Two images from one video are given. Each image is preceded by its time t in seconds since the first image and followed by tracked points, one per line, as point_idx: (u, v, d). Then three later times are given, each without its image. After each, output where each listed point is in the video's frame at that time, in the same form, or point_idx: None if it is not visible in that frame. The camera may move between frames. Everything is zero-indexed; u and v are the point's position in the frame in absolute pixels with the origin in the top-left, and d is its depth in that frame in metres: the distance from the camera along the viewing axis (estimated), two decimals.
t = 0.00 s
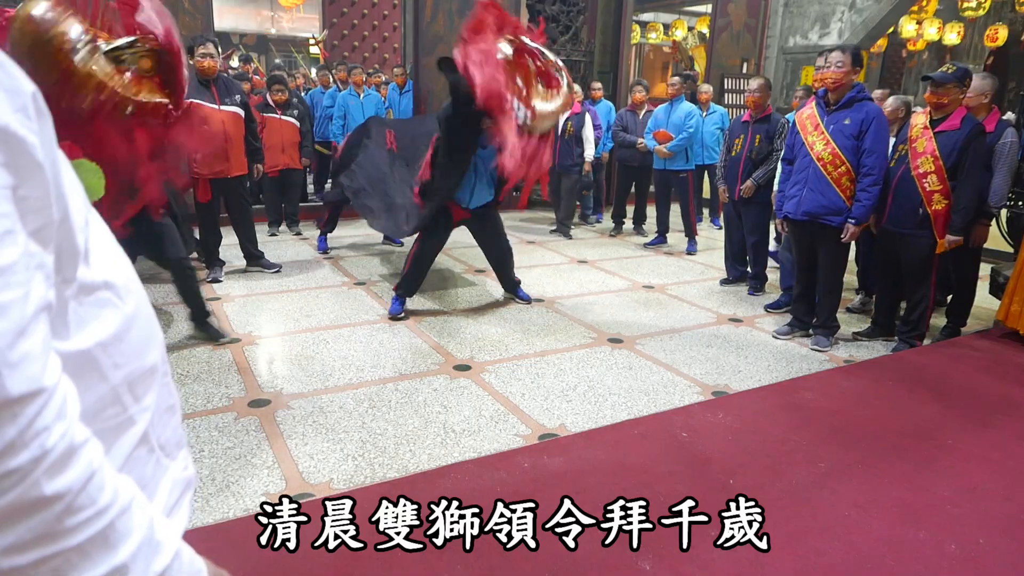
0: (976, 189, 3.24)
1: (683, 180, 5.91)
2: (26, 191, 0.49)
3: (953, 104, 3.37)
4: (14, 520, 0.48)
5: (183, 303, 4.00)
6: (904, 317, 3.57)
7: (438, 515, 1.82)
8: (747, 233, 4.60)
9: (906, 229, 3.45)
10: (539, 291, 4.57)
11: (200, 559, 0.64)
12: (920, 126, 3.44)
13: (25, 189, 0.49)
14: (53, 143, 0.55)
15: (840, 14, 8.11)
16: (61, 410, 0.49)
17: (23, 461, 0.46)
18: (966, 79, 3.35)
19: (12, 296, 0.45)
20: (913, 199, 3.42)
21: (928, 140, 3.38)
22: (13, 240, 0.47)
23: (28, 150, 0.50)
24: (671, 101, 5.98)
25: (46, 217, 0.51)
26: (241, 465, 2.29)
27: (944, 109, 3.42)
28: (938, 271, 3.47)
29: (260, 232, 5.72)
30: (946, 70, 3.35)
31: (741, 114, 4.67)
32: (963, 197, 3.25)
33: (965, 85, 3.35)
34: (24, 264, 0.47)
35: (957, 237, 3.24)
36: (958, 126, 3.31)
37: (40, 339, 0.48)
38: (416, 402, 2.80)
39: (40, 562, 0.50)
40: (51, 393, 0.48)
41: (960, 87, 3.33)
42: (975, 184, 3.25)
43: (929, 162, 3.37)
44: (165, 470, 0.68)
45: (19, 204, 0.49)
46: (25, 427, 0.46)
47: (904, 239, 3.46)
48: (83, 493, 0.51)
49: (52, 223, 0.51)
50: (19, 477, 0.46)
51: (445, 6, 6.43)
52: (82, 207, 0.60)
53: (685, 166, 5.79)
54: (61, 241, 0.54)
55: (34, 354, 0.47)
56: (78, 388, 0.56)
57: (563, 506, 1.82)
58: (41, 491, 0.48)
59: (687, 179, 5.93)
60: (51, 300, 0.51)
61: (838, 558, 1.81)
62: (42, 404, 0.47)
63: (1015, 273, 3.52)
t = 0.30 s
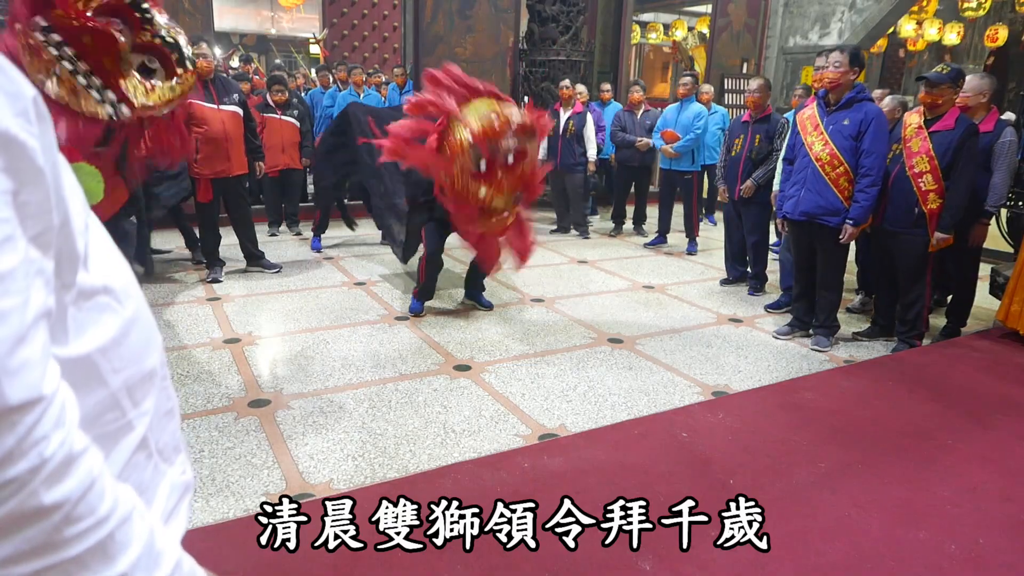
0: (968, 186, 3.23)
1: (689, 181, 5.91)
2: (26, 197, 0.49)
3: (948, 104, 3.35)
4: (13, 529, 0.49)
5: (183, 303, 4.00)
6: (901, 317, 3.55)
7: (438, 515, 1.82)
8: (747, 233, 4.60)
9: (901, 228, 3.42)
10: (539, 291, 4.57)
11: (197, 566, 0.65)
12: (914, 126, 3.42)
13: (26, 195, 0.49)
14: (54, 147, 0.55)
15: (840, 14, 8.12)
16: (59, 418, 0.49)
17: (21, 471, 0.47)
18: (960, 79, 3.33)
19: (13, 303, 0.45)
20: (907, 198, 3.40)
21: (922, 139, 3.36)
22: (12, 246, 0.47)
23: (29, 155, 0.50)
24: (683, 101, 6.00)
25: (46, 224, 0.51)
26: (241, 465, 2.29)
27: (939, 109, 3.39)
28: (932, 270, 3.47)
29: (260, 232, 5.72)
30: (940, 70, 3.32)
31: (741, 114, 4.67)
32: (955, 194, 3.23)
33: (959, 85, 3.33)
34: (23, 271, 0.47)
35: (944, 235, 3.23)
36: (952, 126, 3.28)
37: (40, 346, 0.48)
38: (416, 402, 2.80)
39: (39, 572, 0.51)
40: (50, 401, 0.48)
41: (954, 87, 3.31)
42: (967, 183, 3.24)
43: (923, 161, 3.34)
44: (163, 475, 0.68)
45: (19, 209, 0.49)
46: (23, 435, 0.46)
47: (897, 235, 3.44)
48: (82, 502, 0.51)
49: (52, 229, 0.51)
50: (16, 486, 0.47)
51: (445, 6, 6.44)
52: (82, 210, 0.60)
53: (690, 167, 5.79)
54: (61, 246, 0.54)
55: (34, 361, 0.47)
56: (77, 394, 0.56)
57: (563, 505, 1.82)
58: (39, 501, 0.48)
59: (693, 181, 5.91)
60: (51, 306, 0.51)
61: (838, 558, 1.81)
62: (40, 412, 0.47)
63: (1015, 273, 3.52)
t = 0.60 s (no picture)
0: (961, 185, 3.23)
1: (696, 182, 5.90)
2: (24, 204, 0.50)
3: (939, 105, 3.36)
4: (9, 536, 0.49)
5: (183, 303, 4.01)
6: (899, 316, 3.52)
7: (438, 515, 1.82)
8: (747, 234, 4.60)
9: (898, 227, 3.39)
10: (539, 291, 4.57)
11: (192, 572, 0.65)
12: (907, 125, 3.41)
13: (24, 203, 0.50)
14: (51, 153, 0.55)
15: (840, 14, 8.12)
16: (55, 426, 0.49)
17: (16, 479, 0.47)
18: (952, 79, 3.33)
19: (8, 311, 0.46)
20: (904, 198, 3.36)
21: (916, 139, 3.35)
22: (11, 253, 0.47)
23: (28, 162, 0.50)
24: (694, 102, 5.98)
25: (43, 230, 0.51)
26: (241, 466, 2.30)
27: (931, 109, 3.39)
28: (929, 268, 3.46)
29: (260, 233, 5.72)
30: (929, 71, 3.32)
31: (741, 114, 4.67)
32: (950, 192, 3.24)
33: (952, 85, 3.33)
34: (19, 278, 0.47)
35: (941, 232, 3.24)
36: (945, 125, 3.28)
37: (37, 355, 0.48)
38: (416, 402, 2.80)
39: None
40: (45, 409, 0.48)
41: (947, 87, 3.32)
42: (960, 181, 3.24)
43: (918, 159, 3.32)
44: (156, 480, 0.69)
45: (15, 216, 0.49)
46: (19, 444, 0.46)
47: (893, 235, 3.41)
48: (77, 509, 0.51)
49: (49, 235, 0.51)
50: (12, 494, 0.47)
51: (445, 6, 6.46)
52: (81, 215, 0.62)
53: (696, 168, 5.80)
54: (58, 252, 0.55)
55: (30, 368, 0.47)
56: (72, 399, 0.57)
57: (563, 505, 1.83)
58: (35, 509, 0.48)
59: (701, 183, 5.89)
60: (48, 313, 0.51)
61: (838, 558, 1.81)
62: (36, 420, 0.47)
63: (1015, 274, 3.51)
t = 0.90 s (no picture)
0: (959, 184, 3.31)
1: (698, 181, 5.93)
2: (15, 195, 0.51)
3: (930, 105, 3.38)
4: None
5: (183, 303, 4.01)
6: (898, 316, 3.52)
7: (438, 515, 1.82)
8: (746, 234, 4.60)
9: (898, 225, 3.36)
10: (538, 291, 4.57)
11: (180, 559, 0.65)
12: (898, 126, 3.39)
13: (15, 193, 0.51)
14: (43, 145, 0.56)
15: (840, 15, 8.13)
16: (44, 410, 0.49)
17: (6, 460, 0.47)
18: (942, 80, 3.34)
19: None
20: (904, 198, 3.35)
21: (911, 139, 3.33)
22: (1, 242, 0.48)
23: (20, 155, 0.51)
24: (697, 102, 5.99)
25: (35, 220, 0.52)
26: (242, 466, 2.29)
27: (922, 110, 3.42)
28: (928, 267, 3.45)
29: (260, 233, 5.72)
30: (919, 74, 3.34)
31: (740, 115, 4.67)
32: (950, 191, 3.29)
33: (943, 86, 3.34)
34: (11, 266, 0.48)
35: (942, 229, 3.32)
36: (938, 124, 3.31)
37: (26, 339, 0.49)
38: (416, 402, 2.80)
39: (19, 561, 0.51)
40: (35, 393, 0.49)
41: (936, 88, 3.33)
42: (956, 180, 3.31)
43: (915, 159, 3.32)
44: (151, 471, 0.68)
45: (7, 205, 0.50)
46: (10, 423, 0.47)
47: (893, 234, 3.39)
48: (65, 492, 0.51)
49: (41, 226, 0.52)
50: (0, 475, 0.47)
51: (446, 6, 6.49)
52: (73, 210, 0.63)
53: (698, 167, 5.83)
54: (49, 242, 0.56)
55: (20, 353, 0.48)
56: (62, 387, 0.57)
57: (563, 505, 1.82)
58: (21, 490, 0.49)
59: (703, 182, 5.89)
60: (39, 301, 0.51)
61: (838, 558, 1.81)
62: (25, 403, 0.48)
63: (1016, 273, 3.51)
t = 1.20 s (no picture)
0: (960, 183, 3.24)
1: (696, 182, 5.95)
2: (11, 176, 0.53)
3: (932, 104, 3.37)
4: None
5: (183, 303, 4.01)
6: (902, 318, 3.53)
7: (438, 515, 1.82)
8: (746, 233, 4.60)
9: (897, 225, 3.37)
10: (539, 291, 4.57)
11: (181, 533, 0.67)
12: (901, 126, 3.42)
13: (11, 174, 0.53)
14: (38, 132, 0.58)
15: (841, 15, 8.10)
16: (43, 381, 0.51)
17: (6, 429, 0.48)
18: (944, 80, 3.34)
19: None
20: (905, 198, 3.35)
21: (913, 138, 3.35)
22: None
23: (16, 138, 0.54)
24: (695, 101, 5.98)
25: (32, 203, 0.54)
26: (242, 467, 2.29)
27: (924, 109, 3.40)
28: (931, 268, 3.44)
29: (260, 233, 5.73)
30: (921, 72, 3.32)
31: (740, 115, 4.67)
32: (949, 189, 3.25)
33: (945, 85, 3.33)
34: (7, 245, 0.50)
35: (941, 229, 3.27)
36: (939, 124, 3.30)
37: (25, 314, 0.50)
38: (417, 402, 2.80)
39: (23, 527, 0.52)
40: (33, 365, 0.50)
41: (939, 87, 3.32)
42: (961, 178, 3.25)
43: (915, 159, 3.33)
44: (149, 451, 0.68)
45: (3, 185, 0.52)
46: (11, 393, 0.48)
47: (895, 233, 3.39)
48: (64, 462, 0.53)
49: (36, 208, 0.54)
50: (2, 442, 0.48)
51: (446, 7, 6.51)
52: (68, 197, 0.63)
53: (698, 168, 5.83)
54: (46, 225, 0.57)
55: (19, 327, 0.49)
56: (60, 365, 0.58)
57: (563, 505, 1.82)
58: (23, 458, 0.50)
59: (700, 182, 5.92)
60: (36, 280, 0.53)
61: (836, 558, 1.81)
62: (25, 373, 0.49)
63: (1016, 273, 3.51)
